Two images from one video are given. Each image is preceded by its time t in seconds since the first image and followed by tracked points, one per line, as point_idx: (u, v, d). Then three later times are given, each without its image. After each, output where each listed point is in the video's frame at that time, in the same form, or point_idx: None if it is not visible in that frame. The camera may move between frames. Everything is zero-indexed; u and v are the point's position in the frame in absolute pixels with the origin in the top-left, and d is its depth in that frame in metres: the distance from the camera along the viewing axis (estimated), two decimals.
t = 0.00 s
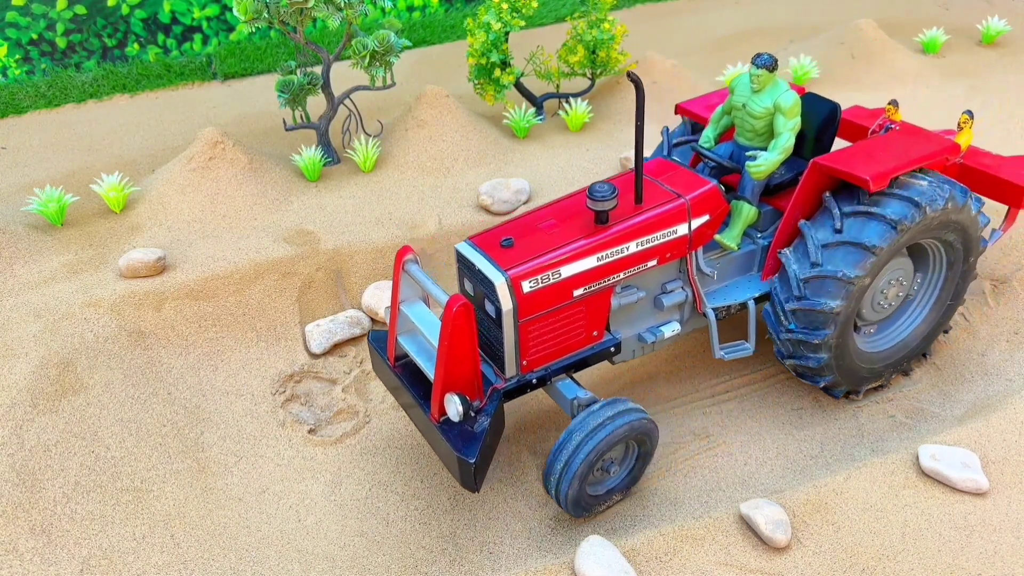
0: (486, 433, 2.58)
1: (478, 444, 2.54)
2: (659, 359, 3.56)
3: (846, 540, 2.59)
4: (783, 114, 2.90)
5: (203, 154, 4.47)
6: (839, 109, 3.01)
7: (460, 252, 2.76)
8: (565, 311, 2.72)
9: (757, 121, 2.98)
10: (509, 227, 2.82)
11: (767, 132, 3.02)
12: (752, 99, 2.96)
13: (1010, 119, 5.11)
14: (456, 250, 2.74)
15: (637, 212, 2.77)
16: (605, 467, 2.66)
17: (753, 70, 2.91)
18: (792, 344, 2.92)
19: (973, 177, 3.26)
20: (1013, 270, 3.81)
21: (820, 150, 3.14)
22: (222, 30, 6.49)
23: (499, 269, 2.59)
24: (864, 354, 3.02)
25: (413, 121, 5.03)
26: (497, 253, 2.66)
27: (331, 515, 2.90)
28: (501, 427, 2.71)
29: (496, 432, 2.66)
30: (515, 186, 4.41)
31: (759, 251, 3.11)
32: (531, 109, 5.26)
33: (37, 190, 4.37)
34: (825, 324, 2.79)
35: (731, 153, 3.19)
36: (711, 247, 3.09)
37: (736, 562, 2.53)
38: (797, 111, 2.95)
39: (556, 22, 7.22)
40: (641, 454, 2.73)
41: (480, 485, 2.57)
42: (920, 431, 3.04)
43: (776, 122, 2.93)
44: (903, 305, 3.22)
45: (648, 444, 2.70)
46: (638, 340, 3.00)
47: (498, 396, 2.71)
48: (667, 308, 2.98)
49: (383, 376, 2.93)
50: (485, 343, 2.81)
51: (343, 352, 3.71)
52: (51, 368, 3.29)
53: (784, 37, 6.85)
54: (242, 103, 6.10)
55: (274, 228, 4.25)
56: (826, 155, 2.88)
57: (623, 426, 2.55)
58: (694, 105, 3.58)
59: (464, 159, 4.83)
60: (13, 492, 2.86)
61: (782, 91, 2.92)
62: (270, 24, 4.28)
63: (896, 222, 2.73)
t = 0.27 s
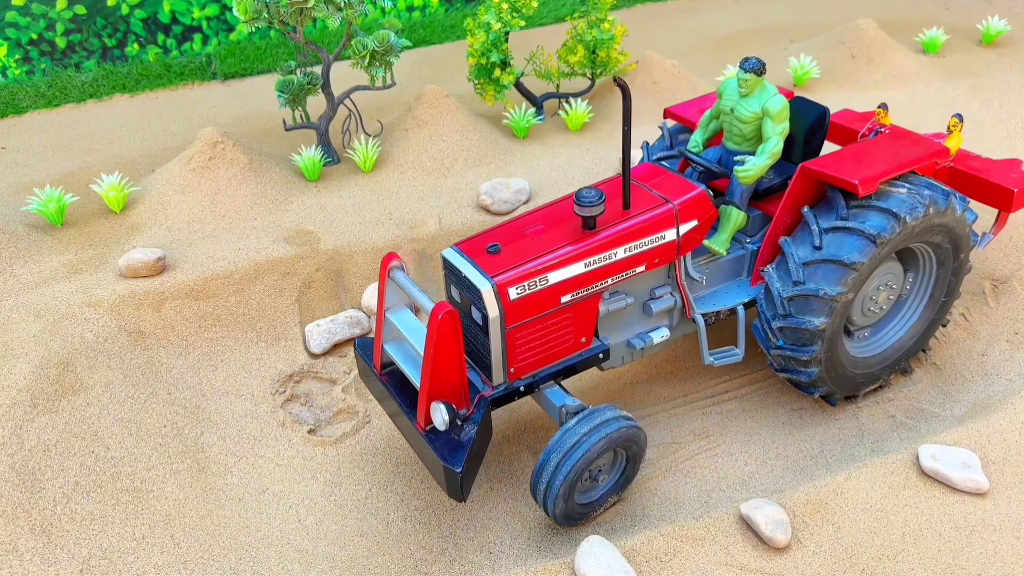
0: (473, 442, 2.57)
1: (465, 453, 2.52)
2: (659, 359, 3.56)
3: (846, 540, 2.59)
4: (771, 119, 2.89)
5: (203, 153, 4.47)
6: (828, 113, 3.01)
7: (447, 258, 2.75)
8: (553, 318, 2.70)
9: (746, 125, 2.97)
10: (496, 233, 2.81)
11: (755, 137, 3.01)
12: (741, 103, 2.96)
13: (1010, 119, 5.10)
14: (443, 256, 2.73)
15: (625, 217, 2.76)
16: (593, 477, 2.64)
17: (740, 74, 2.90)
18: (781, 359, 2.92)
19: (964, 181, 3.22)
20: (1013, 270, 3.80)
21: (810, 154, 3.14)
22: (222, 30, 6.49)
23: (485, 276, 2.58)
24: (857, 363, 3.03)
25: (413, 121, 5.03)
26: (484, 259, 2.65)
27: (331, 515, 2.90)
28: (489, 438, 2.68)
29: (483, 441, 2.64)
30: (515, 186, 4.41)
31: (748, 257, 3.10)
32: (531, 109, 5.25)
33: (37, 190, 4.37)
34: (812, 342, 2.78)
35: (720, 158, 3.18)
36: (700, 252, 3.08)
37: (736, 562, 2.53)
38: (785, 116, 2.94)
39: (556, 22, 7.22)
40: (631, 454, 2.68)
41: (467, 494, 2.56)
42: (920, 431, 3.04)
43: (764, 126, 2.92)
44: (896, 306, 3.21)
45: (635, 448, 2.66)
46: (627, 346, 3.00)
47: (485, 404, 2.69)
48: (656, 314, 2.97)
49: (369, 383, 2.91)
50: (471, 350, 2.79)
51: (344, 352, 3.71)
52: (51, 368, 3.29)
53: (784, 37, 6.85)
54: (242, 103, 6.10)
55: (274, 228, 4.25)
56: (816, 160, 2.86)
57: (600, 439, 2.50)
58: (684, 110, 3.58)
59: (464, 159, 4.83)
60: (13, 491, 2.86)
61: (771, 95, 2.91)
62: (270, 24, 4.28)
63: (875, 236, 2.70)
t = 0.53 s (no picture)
0: (473, 443, 2.56)
1: (464, 455, 2.52)
2: (659, 358, 3.55)
3: (846, 540, 2.59)
4: (770, 120, 2.88)
5: (203, 154, 4.47)
6: (826, 113, 3.02)
7: (445, 259, 2.75)
8: (552, 319, 2.70)
9: (744, 126, 2.96)
10: (495, 234, 2.81)
11: (754, 137, 3.00)
12: (740, 104, 2.95)
13: (1010, 119, 5.11)
14: (441, 257, 2.73)
15: (624, 219, 2.76)
16: (590, 479, 2.64)
17: (739, 75, 2.89)
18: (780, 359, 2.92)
19: (963, 181, 3.22)
20: (1013, 270, 3.80)
21: (808, 155, 3.14)
22: (222, 30, 6.49)
23: (484, 277, 2.58)
24: (857, 364, 3.03)
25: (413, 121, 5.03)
26: (483, 261, 2.65)
27: (331, 515, 2.90)
28: (488, 438, 2.68)
29: (482, 442, 2.64)
30: (515, 186, 4.41)
31: (747, 257, 3.09)
32: (531, 109, 5.25)
33: (37, 190, 4.37)
34: (812, 343, 2.79)
35: (718, 159, 3.17)
36: (699, 253, 3.07)
37: (736, 563, 2.53)
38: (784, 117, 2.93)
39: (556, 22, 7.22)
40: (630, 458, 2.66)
41: (466, 496, 2.55)
42: (920, 431, 3.03)
43: (762, 127, 2.92)
44: (896, 305, 3.20)
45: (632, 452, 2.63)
46: (626, 347, 2.99)
47: (484, 406, 2.69)
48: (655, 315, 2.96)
49: (368, 384, 2.91)
50: (470, 350, 2.79)
51: (344, 352, 3.71)
52: (51, 368, 3.30)
53: (784, 37, 6.85)
54: (242, 103, 6.10)
55: (274, 228, 4.25)
56: (815, 160, 2.85)
57: (593, 443, 2.49)
58: (683, 110, 3.58)
59: (464, 159, 4.83)
60: (13, 491, 2.86)
61: (769, 96, 2.90)
62: (270, 24, 4.28)
63: (873, 237, 2.70)
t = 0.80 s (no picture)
0: (471, 444, 2.56)
1: (463, 456, 2.52)
2: (660, 358, 3.55)
3: (846, 540, 2.59)
4: (768, 120, 2.86)
5: (202, 153, 4.47)
6: (824, 113, 3.01)
7: (444, 260, 2.74)
8: (550, 320, 2.69)
9: (743, 126, 2.95)
10: (494, 235, 2.81)
11: (753, 138, 2.98)
12: (738, 105, 2.93)
13: (1010, 119, 5.11)
14: (440, 258, 2.73)
15: (623, 219, 2.76)
16: (584, 481, 2.63)
17: (737, 74, 2.87)
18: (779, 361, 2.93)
19: (962, 181, 3.21)
20: (1013, 270, 3.80)
21: (807, 154, 3.12)
22: (222, 30, 6.49)
23: (482, 278, 2.57)
24: (856, 364, 3.03)
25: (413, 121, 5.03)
26: (481, 262, 2.65)
27: (331, 515, 2.90)
28: (487, 438, 2.68)
29: (481, 444, 2.64)
30: (515, 186, 4.41)
31: (746, 257, 3.09)
32: (531, 109, 5.25)
33: (37, 190, 4.37)
34: (810, 344, 2.80)
35: (717, 159, 3.15)
36: (698, 253, 3.07)
37: (736, 563, 2.53)
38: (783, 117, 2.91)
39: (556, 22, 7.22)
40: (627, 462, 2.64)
41: (465, 497, 2.55)
42: (920, 431, 3.03)
43: (761, 127, 2.90)
44: (896, 305, 3.20)
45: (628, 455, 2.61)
46: (625, 348, 2.99)
47: (483, 407, 2.68)
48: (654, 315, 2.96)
49: (366, 385, 2.90)
50: (468, 351, 2.79)
51: (344, 352, 3.71)
52: (51, 368, 3.30)
53: (784, 37, 6.85)
54: (242, 103, 6.10)
55: (274, 228, 4.25)
56: (813, 160, 2.84)
57: (583, 447, 2.48)
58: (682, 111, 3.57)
59: (464, 159, 4.83)
60: (13, 492, 2.86)
61: (767, 96, 2.88)
62: (270, 24, 4.27)
63: (871, 238, 2.70)
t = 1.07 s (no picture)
0: (447, 454, 2.55)
1: (438, 466, 2.51)
2: (659, 359, 3.55)
3: (846, 540, 2.59)
4: (749, 125, 2.83)
5: (202, 153, 4.47)
6: (808, 117, 3.03)
7: (421, 268, 2.73)
8: (529, 327, 2.69)
9: (724, 131, 2.93)
10: (472, 242, 2.80)
11: (734, 143, 2.96)
12: (719, 109, 2.91)
13: (1010, 119, 5.11)
14: (417, 266, 2.72)
15: (602, 227, 2.74)
16: (556, 493, 2.60)
17: (718, 79, 2.84)
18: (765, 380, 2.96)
19: (950, 185, 3.13)
20: (1013, 270, 3.80)
21: (792, 158, 3.11)
22: (222, 30, 6.49)
23: (458, 286, 2.57)
24: (845, 373, 3.02)
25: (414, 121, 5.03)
26: (458, 269, 2.64)
27: (331, 515, 2.90)
28: (466, 444, 2.66)
29: (458, 453, 2.63)
30: (515, 186, 4.41)
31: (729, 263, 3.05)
32: (531, 109, 5.25)
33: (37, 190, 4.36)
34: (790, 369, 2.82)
35: (699, 165, 3.11)
36: (680, 259, 3.03)
37: (736, 563, 2.52)
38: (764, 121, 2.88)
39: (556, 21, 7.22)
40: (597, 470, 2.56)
41: (441, 508, 2.54)
42: (920, 431, 3.03)
43: (742, 133, 2.87)
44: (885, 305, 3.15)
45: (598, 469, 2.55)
46: (606, 355, 2.95)
47: (461, 415, 2.66)
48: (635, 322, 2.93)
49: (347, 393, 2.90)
50: (446, 359, 2.79)
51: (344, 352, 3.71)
52: (51, 368, 3.30)
53: (784, 37, 6.85)
54: (242, 103, 6.10)
55: (274, 228, 4.26)
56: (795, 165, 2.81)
57: (532, 471, 2.44)
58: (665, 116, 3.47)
59: (464, 159, 4.82)
60: (13, 491, 2.86)
61: (749, 101, 2.85)
62: (270, 24, 4.27)
63: (837, 263, 2.66)
